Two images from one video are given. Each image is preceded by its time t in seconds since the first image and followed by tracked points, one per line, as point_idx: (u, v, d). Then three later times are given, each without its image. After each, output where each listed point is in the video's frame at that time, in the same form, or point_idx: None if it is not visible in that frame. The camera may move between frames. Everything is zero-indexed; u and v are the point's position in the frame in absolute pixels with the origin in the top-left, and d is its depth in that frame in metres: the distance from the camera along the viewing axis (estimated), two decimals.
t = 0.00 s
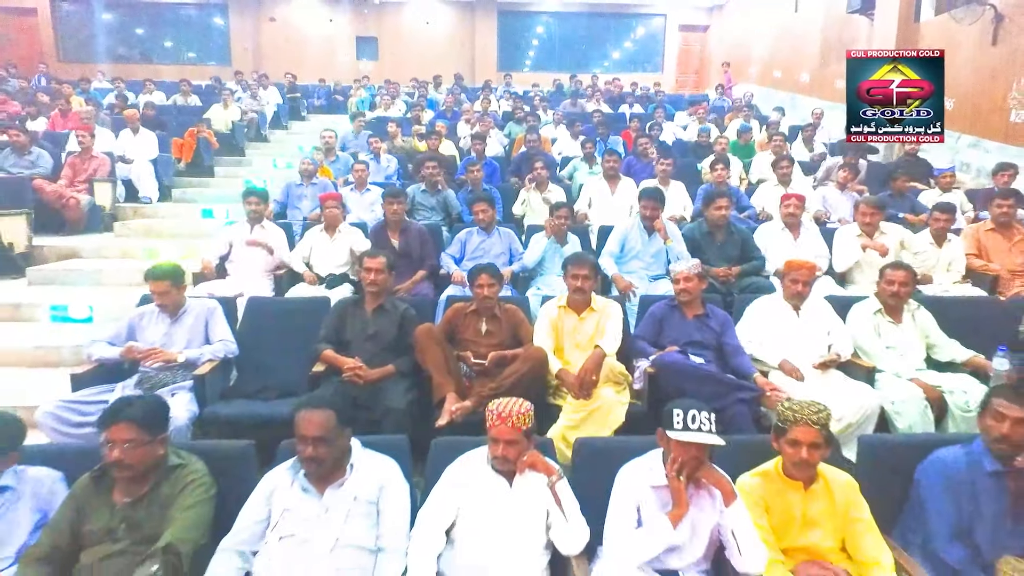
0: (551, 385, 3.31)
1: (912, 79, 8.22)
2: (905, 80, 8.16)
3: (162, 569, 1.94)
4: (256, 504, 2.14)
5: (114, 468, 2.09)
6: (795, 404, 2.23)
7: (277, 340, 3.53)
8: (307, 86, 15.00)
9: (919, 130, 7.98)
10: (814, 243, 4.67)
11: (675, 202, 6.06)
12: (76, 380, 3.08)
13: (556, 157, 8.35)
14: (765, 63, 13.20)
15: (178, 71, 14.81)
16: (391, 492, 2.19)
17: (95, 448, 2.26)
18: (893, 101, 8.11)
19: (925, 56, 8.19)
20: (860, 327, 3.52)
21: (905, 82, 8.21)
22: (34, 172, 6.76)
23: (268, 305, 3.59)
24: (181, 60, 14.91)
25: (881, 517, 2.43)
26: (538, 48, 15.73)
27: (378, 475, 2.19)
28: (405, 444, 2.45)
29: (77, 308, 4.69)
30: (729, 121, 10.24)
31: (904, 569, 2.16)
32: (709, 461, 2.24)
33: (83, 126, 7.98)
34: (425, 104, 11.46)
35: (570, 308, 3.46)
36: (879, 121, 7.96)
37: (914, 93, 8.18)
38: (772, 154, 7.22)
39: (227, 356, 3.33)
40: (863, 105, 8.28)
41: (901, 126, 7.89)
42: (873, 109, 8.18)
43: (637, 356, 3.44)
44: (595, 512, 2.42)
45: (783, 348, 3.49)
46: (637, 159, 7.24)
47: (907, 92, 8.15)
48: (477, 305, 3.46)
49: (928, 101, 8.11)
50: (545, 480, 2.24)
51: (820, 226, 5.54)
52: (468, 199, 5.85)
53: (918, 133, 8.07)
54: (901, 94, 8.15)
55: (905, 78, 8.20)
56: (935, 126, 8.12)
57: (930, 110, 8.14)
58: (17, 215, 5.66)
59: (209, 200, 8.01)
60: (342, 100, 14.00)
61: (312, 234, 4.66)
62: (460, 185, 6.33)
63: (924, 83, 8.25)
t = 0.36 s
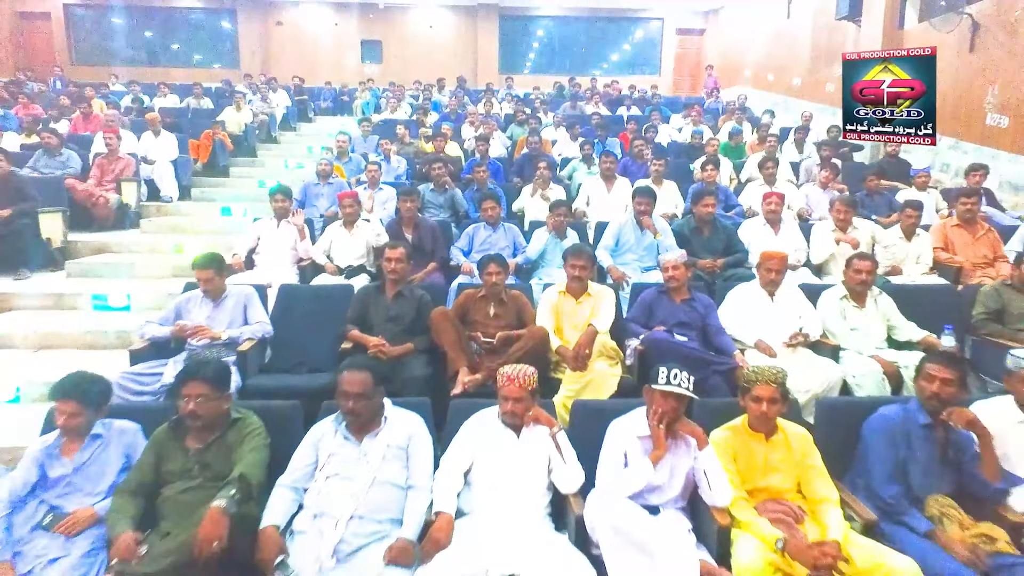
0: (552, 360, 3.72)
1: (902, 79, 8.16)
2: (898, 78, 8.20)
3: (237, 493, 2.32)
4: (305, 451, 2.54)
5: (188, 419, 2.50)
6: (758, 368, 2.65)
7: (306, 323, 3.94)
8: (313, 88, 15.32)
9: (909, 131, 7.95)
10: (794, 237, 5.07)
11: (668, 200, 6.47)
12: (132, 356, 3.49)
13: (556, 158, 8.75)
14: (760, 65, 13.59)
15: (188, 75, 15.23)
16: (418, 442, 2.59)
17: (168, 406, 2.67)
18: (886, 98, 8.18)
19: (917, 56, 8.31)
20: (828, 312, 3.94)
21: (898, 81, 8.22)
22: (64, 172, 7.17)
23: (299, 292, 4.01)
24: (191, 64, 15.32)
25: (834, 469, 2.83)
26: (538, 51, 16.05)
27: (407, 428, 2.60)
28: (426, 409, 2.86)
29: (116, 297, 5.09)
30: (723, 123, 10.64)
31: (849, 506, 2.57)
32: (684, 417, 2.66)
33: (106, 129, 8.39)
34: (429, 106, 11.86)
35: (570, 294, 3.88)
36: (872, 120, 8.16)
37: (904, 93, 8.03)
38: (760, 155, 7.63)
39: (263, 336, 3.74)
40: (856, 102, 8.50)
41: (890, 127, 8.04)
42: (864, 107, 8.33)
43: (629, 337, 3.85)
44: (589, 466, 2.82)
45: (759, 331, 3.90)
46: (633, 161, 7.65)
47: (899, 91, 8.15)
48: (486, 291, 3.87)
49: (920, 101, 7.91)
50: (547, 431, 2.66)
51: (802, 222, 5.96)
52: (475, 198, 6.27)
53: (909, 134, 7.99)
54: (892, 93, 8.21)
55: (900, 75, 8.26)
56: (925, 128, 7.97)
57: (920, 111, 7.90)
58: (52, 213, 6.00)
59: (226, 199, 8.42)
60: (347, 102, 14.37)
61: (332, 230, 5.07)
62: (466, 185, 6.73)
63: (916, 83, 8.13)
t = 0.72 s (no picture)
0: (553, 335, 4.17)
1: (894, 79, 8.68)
2: (890, 77, 8.70)
3: (291, 432, 2.78)
4: (343, 402, 2.99)
5: (245, 374, 2.95)
6: (730, 333, 3.10)
7: (331, 302, 4.40)
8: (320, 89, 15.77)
9: (900, 131, 8.44)
10: (775, 228, 5.53)
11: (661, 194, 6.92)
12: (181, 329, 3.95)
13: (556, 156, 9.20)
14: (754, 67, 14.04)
15: (199, 76, 15.67)
16: (439, 395, 3.04)
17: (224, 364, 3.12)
18: (880, 97, 8.67)
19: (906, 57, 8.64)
20: (801, 292, 4.39)
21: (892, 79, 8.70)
22: (94, 170, 7.62)
23: (325, 275, 4.45)
24: (201, 66, 15.77)
25: (797, 421, 3.29)
26: (538, 53, 16.47)
27: (429, 383, 3.05)
28: (443, 372, 3.31)
29: (152, 283, 5.54)
30: (716, 123, 11.10)
31: (807, 448, 3.03)
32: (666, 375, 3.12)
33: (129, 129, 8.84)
34: (434, 107, 12.31)
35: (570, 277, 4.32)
36: (865, 119, 8.70)
37: (895, 93, 8.48)
38: (748, 153, 8.08)
39: (294, 313, 4.19)
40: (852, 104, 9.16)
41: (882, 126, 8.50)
42: (859, 107, 8.94)
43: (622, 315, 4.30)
44: (586, 420, 3.26)
45: (739, 310, 4.36)
46: (629, 159, 8.10)
47: (891, 90, 8.63)
48: (494, 274, 4.32)
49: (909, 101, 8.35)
50: (549, 387, 3.10)
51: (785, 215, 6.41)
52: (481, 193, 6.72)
53: (898, 133, 8.47)
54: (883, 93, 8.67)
55: (889, 74, 8.76)
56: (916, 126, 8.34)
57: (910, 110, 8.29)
58: (88, 207, 6.36)
59: (243, 195, 8.87)
60: (353, 103, 14.82)
61: (351, 222, 5.52)
62: (473, 180, 7.18)
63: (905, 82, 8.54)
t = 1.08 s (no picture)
0: (568, 318, 4.56)
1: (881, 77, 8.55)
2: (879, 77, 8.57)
3: (344, 399, 3.19)
4: (385, 373, 3.38)
5: (299, 348, 3.33)
6: (727, 313, 3.49)
7: (362, 290, 4.79)
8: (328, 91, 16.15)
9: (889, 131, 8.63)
10: (770, 223, 5.92)
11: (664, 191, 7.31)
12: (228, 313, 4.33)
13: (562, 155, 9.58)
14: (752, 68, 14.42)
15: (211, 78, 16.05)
16: (471, 367, 3.42)
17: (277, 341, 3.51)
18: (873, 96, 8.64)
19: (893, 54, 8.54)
20: (793, 280, 4.78)
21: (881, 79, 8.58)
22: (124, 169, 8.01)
23: (356, 264, 4.84)
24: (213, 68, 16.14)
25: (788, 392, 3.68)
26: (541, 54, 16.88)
27: (462, 356, 3.42)
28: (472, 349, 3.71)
29: (189, 274, 5.92)
30: (716, 123, 11.50)
31: (797, 414, 3.44)
32: (672, 349, 3.51)
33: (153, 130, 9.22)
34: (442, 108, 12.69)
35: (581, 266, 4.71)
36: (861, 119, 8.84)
37: (885, 93, 8.46)
38: (746, 153, 8.47)
39: (329, 299, 4.57)
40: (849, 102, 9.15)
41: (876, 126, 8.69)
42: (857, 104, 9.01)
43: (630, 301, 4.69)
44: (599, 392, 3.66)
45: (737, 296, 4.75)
46: (632, 158, 8.49)
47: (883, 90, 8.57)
48: (512, 263, 4.70)
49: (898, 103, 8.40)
50: (568, 360, 3.48)
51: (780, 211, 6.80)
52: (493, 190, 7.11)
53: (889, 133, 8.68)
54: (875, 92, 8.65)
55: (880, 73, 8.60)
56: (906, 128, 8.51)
57: (897, 111, 8.41)
58: (123, 204, 6.77)
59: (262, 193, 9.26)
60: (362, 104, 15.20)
61: (375, 217, 5.91)
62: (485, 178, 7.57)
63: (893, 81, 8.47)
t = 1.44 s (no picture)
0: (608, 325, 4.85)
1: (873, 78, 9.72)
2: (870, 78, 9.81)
3: (421, 402, 3.49)
4: (452, 377, 3.66)
5: (373, 353, 3.61)
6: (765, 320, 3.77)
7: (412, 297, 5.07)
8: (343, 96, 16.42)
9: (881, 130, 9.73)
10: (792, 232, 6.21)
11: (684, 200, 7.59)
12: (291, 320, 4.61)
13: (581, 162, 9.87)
14: (761, 75, 14.71)
15: (228, 84, 16.31)
16: (529, 372, 3.70)
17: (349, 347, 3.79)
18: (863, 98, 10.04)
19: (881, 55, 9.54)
20: (818, 288, 5.07)
21: (872, 82, 9.86)
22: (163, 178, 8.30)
23: (406, 273, 5.12)
24: (230, 75, 16.40)
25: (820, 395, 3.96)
26: (549, 58, 17.12)
27: (521, 362, 3.71)
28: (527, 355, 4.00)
29: (236, 281, 6.20)
30: (727, 130, 11.80)
31: (830, 414, 3.71)
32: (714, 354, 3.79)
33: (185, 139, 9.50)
34: (459, 115, 12.95)
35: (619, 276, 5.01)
36: (858, 118, 10.20)
37: (874, 95, 9.79)
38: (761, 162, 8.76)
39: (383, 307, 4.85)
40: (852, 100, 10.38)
41: (868, 125, 9.96)
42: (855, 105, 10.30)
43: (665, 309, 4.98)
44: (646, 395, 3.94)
45: (764, 304, 5.04)
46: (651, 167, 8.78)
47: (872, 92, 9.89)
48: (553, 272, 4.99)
49: (886, 102, 9.63)
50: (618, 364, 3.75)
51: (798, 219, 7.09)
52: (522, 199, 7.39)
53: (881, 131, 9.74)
54: (869, 93, 9.89)
55: (871, 75, 9.80)
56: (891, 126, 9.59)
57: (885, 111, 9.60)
58: (169, 212, 6.98)
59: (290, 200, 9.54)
60: (376, 110, 15.46)
61: (414, 226, 6.20)
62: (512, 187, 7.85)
63: (881, 81, 9.61)
